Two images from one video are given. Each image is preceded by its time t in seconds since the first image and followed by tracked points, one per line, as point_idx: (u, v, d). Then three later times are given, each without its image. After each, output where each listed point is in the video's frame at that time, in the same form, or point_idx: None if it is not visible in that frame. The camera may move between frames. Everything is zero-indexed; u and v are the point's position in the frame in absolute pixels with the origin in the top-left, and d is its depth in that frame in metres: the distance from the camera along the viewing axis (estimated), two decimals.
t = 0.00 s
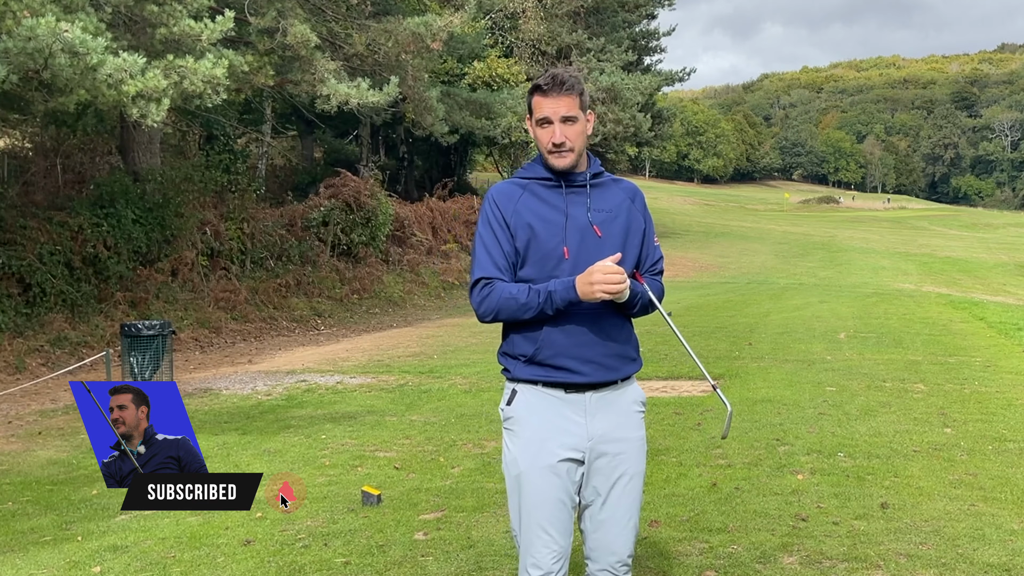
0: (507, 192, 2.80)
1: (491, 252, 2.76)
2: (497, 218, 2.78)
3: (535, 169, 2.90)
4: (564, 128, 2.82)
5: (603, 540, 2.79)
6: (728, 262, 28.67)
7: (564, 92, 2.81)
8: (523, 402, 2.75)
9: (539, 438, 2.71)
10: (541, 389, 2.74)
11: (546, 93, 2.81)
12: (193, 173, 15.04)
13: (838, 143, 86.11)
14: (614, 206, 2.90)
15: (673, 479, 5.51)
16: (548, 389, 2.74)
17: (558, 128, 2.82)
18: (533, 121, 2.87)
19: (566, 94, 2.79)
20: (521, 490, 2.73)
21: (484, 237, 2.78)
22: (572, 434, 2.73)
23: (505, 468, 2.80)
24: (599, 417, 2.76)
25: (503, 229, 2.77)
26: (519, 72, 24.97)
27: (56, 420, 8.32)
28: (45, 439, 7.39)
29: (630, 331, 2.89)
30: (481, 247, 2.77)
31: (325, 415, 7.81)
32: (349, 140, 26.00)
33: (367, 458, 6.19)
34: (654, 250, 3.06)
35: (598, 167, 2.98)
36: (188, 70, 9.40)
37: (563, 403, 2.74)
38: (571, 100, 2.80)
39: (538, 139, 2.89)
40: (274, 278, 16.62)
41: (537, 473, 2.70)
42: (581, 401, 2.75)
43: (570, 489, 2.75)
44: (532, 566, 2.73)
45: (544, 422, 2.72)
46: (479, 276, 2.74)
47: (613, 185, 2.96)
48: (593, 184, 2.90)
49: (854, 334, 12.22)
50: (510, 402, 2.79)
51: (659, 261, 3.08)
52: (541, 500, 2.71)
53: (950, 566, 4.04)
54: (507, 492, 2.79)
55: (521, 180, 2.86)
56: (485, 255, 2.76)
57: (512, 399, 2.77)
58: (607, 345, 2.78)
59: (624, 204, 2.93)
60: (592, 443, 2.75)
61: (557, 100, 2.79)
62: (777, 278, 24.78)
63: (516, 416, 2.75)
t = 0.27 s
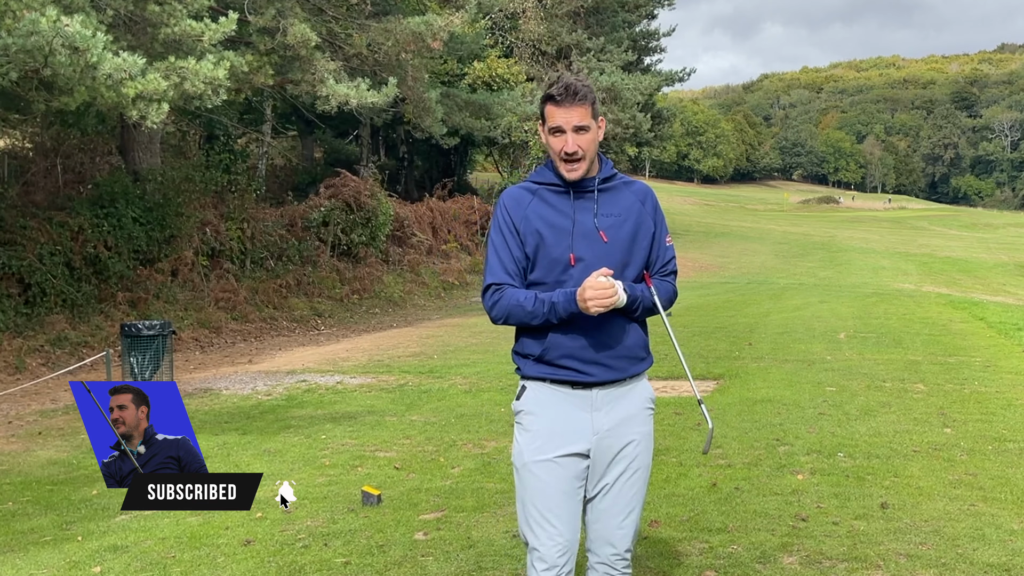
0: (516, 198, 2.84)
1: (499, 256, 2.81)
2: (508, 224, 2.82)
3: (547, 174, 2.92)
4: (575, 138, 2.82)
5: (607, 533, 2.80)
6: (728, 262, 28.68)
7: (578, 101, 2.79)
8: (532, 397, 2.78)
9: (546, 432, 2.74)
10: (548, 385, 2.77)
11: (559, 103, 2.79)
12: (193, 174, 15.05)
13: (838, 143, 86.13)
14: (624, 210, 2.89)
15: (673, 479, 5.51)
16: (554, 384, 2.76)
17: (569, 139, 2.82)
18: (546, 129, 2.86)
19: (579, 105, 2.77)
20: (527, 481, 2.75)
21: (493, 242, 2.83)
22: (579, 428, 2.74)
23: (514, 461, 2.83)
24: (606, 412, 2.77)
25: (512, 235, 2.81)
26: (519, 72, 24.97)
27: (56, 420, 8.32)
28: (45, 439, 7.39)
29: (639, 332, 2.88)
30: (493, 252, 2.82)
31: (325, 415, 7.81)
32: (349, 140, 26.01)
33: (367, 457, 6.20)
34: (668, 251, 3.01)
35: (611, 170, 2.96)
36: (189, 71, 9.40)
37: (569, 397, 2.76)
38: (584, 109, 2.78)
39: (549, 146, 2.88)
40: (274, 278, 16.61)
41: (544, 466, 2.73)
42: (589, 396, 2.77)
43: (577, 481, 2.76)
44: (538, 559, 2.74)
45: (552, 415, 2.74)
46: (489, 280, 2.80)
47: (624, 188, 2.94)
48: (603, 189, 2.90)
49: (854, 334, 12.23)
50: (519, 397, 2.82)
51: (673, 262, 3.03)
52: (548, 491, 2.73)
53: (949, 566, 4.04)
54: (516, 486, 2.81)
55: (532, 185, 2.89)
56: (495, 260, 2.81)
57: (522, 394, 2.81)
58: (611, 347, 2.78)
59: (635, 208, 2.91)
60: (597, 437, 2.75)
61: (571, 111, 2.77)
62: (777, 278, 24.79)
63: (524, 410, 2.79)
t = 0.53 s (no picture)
0: (523, 197, 2.86)
1: (504, 254, 2.84)
2: (514, 222, 2.85)
3: (556, 174, 2.92)
4: (581, 140, 2.81)
5: (606, 524, 2.85)
6: (728, 262, 28.70)
7: (586, 104, 2.79)
8: (537, 394, 2.78)
9: (551, 428, 2.75)
10: (552, 382, 2.77)
11: (565, 106, 2.80)
12: (193, 174, 15.06)
13: (838, 143, 86.15)
14: (631, 211, 2.86)
15: (673, 479, 5.52)
16: (558, 382, 2.77)
17: (575, 141, 2.82)
18: (553, 131, 2.86)
19: (586, 108, 2.77)
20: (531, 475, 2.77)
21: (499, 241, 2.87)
22: (582, 424, 2.75)
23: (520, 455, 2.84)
24: (609, 408, 2.78)
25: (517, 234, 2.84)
26: (519, 72, 24.98)
27: (57, 420, 8.33)
28: (45, 440, 7.40)
29: (643, 332, 2.86)
30: (499, 249, 2.86)
31: (325, 415, 7.82)
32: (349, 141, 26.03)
33: (368, 458, 6.20)
34: (677, 252, 2.97)
35: (621, 170, 2.94)
36: (190, 71, 9.40)
37: (573, 393, 2.77)
38: (591, 113, 2.78)
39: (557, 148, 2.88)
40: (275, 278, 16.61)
41: (549, 461, 2.74)
42: (592, 393, 2.77)
43: (580, 476, 2.77)
44: (542, 552, 2.76)
45: (556, 411, 2.75)
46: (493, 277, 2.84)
47: (633, 189, 2.91)
48: (610, 190, 2.88)
49: (854, 334, 12.24)
50: (524, 392, 2.83)
51: (683, 263, 2.99)
52: (552, 486, 2.75)
53: (950, 567, 4.04)
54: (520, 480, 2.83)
55: (541, 184, 2.90)
56: (500, 256, 2.85)
57: (527, 390, 2.82)
58: (612, 347, 2.77)
59: (642, 209, 2.88)
60: (600, 433, 2.76)
61: (578, 114, 2.78)
62: (777, 278, 24.81)
63: (530, 406, 2.79)
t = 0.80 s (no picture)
0: (530, 196, 2.85)
1: (508, 252, 2.83)
2: (520, 220, 2.84)
3: (564, 173, 2.92)
4: (604, 137, 2.83)
5: (606, 523, 2.85)
6: (728, 262, 28.70)
7: (613, 103, 2.82)
8: (538, 391, 2.78)
9: (551, 425, 2.75)
10: (553, 380, 2.77)
11: (594, 100, 2.81)
12: (192, 174, 15.07)
13: (838, 143, 86.16)
14: (636, 214, 2.87)
15: (673, 479, 5.52)
16: (559, 380, 2.76)
17: (600, 137, 2.83)
18: (576, 124, 2.86)
19: (615, 107, 2.80)
20: (532, 471, 2.77)
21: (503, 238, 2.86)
22: (583, 422, 2.75)
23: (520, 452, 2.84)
24: (609, 406, 2.77)
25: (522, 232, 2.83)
26: (520, 72, 24.99)
27: (57, 420, 8.33)
28: (45, 440, 7.40)
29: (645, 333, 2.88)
30: (501, 246, 2.85)
31: (325, 415, 7.83)
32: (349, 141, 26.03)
33: (368, 458, 6.21)
34: (679, 255, 2.99)
35: (628, 172, 2.94)
36: (190, 71, 9.40)
37: (573, 392, 2.76)
38: (619, 113, 2.82)
39: (576, 144, 2.89)
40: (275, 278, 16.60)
41: (550, 459, 2.74)
42: (592, 391, 2.76)
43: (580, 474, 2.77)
44: (542, 549, 2.77)
45: (557, 409, 2.75)
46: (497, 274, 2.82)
47: (639, 192, 2.91)
48: (617, 192, 2.88)
49: (854, 334, 12.25)
50: (525, 390, 2.83)
51: (684, 266, 3.01)
52: (552, 484, 2.75)
53: (950, 567, 4.05)
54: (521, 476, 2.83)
55: (547, 182, 2.88)
56: (502, 253, 2.84)
57: (528, 387, 2.81)
58: (614, 347, 2.77)
59: (647, 212, 2.89)
60: (600, 430, 2.76)
61: (606, 111, 2.80)
62: (777, 278, 24.81)
63: (531, 403, 2.79)
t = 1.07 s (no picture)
0: (539, 195, 2.81)
1: (514, 251, 2.79)
2: (527, 219, 2.80)
3: (573, 173, 2.89)
4: (622, 147, 2.80)
5: (604, 521, 2.87)
6: (728, 262, 28.69)
7: (634, 113, 2.78)
8: (537, 391, 2.76)
9: (552, 426, 2.74)
10: (554, 380, 2.76)
11: (616, 108, 2.77)
12: (193, 174, 15.06)
13: (838, 143, 86.16)
14: (642, 220, 2.90)
15: (673, 479, 5.52)
16: (560, 380, 2.75)
17: (618, 145, 2.80)
18: (593, 129, 2.82)
19: (637, 118, 2.77)
20: (533, 472, 2.76)
21: (508, 236, 2.81)
22: (584, 421, 2.75)
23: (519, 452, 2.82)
24: (608, 405, 2.79)
25: (529, 232, 2.79)
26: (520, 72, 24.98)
27: (56, 420, 8.32)
28: (45, 440, 7.39)
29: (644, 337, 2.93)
30: (506, 243, 2.81)
31: (325, 415, 7.82)
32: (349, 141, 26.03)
33: (368, 458, 6.20)
34: (679, 261, 3.06)
35: (636, 177, 2.95)
36: (189, 71, 9.39)
37: (574, 391, 2.75)
38: (639, 125, 2.79)
39: (591, 148, 2.85)
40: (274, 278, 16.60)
41: (551, 458, 2.74)
42: (593, 391, 2.77)
43: (580, 473, 2.78)
44: (544, 548, 2.77)
45: (558, 409, 2.74)
46: (501, 272, 2.79)
47: (645, 198, 2.95)
48: (626, 197, 2.89)
49: (854, 334, 12.24)
50: (524, 390, 2.81)
51: (682, 271, 3.09)
52: (554, 484, 2.75)
53: (950, 567, 4.04)
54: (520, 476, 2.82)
55: (556, 183, 2.85)
56: (508, 251, 2.80)
57: (527, 387, 2.80)
58: (618, 350, 2.79)
59: (653, 219, 2.93)
60: (601, 429, 2.78)
61: (627, 121, 2.76)
62: (778, 278, 24.79)
63: (530, 403, 2.78)
